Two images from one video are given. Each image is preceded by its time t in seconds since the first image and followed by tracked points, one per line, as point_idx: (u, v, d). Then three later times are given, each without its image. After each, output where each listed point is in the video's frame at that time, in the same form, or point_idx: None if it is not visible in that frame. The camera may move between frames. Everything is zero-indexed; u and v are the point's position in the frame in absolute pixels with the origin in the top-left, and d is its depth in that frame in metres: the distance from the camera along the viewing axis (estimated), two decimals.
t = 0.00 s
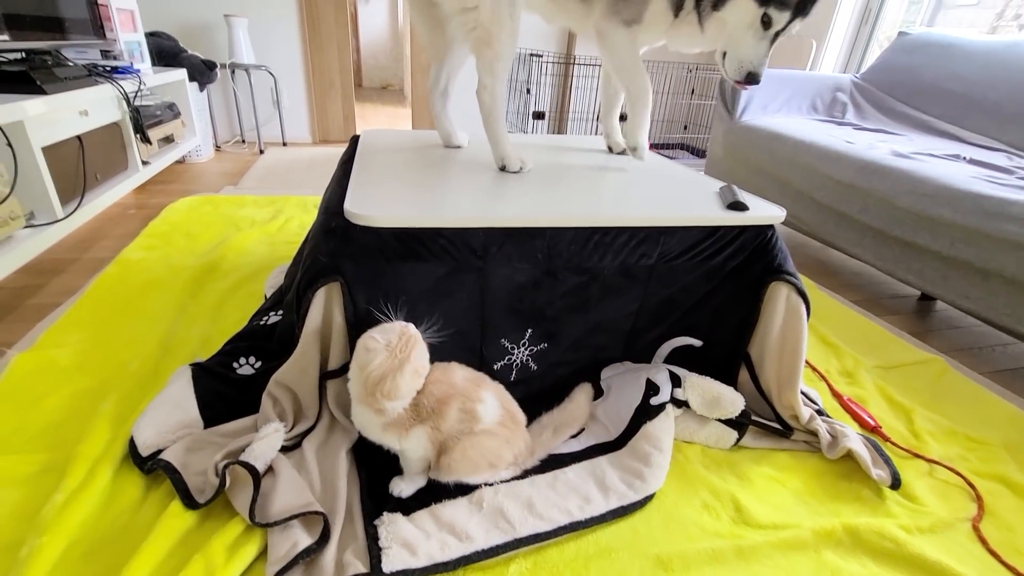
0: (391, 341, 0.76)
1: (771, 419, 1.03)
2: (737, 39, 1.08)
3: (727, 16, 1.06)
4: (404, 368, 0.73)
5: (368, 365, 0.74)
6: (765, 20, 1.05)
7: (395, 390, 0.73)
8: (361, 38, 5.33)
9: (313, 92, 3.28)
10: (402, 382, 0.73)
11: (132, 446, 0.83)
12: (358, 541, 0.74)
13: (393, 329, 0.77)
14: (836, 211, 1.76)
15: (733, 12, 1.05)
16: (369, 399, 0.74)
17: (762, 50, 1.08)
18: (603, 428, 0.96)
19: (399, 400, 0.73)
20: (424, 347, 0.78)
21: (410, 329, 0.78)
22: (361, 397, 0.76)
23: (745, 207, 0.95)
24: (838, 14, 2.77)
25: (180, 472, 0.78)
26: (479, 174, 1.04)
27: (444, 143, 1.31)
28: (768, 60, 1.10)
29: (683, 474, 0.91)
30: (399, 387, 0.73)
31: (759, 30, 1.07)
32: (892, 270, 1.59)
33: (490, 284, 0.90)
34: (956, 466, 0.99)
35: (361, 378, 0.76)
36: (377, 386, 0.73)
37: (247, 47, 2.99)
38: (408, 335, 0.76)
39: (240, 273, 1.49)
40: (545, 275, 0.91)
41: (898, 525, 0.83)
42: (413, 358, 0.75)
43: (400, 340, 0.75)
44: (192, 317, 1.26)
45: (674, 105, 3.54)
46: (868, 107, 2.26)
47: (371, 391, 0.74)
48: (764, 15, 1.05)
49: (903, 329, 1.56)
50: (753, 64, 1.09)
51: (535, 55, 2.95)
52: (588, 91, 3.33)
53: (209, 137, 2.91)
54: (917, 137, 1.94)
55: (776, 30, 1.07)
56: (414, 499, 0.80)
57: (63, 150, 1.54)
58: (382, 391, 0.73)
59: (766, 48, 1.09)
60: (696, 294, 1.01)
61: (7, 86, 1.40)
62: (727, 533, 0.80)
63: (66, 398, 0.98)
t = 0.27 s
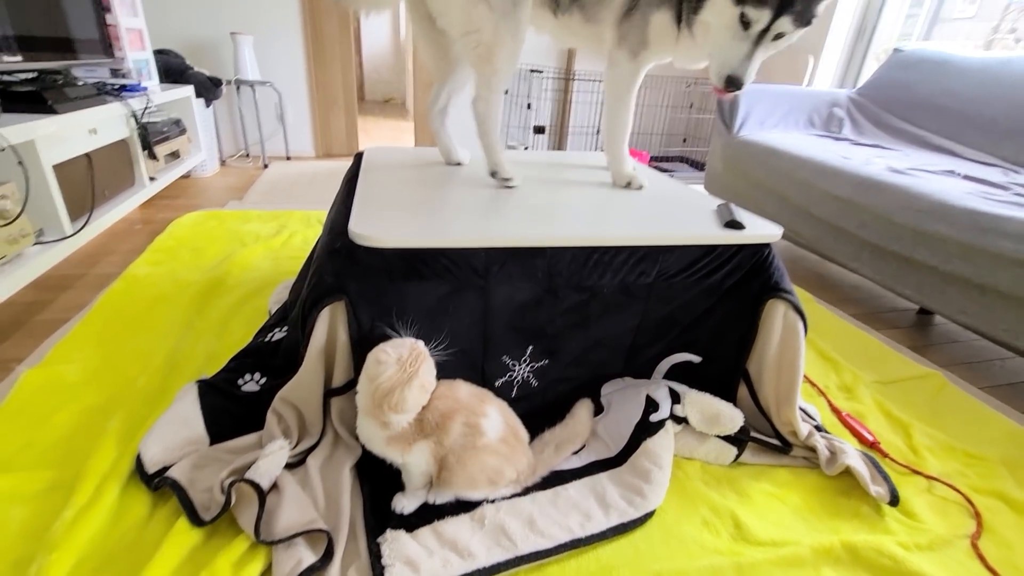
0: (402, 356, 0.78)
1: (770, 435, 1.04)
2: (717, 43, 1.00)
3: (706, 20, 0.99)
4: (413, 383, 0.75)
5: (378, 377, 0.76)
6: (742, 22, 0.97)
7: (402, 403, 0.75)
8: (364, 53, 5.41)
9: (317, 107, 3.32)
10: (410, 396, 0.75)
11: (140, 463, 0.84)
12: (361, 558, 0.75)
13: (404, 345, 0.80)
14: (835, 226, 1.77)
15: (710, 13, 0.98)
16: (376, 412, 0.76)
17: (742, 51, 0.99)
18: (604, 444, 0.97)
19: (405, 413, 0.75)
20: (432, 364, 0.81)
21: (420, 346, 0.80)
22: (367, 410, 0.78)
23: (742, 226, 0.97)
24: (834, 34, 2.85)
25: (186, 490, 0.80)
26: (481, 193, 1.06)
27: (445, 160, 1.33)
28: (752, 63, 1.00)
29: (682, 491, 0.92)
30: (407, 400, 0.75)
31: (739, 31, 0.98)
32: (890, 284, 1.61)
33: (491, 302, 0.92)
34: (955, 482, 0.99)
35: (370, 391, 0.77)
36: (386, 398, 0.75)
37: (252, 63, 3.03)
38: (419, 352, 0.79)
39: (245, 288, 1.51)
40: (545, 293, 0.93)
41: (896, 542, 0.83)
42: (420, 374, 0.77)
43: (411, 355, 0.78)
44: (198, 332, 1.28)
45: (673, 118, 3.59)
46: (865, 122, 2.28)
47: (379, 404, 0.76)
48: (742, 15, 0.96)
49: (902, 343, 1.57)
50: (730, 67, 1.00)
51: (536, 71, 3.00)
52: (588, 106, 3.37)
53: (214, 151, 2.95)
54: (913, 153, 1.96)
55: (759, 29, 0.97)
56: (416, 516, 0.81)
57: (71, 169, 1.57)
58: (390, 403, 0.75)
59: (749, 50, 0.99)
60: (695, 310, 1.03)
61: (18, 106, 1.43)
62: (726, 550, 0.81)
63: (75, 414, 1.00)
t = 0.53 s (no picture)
0: (419, 364, 0.82)
1: (772, 447, 1.05)
2: (700, 33, 0.97)
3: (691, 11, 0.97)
4: (430, 390, 0.79)
5: (396, 385, 0.79)
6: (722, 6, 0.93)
7: (417, 408, 0.78)
8: (367, 67, 5.48)
9: (321, 121, 3.37)
10: (426, 402, 0.78)
11: (154, 479, 0.86)
12: (371, 572, 0.76)
13: (420, 355, 0.83)
14: (834, 237, 1.79)
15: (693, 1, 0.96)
16: (394, 417, 0.80)
17: (722, 38, 0.94)
18: (609, 457, 0.99)
19: (421, 418, 0.79)
20: (446, 374, 0.84)
21: (434, 356, 0.84)
22: (384, 415, 0.81)
23: (741, 241, 0.99)
24: (831, 44, 2.87)
25: (200, 505, 0.82)
26: (486, 210, 1.09)
27: (447, 175, 1.36)
28: (734, 51, 0.94)
29: (686, 503, 0.93)
30: (424, 406, 0.78)
31: (720, 16, 0.94)
32: (889, 294, 1.62)
33: (497, 318, 0.94)
34: (956, 493, 1.01)
35: (387, 398, 0.80)
36: (402, 404, 0.78)
37: (257, 79, 3.08)
38: (434, 362, 0.82)
39: (253, 303, 1.53)
40: (549, 309, 0.95)
41: (898, 553, 0.84)
42: (436, 382, 0.80)
43: (426, 364, 0.82)
44: (208, 348, 1.30)
45: (672, 129, 3.64)
46: (862, 133, 2.31)
47: (395, 410, 0.79)
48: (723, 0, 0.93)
49: (903, 353, 1.58)
50: (709, 55, 0.95)
51: (536, 84, 3.04)
52: (588, 118, 3.42)
53: (220, 166, 2.99)
54: (911, 163, 1.99)
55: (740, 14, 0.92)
56: (426, 529, 0.83)
57: (82, 187, 1.60)
58: (408, 409, 0.78)
59: (731, 36, 0.94)
60: (696, 325, 1.05)
61: (32, 127, 1.47)
62: (730, 562, 0.82)
63: (89, 432, 1.02)
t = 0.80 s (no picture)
0: (421, 376, 0.83)
1: (773, 460, 1.06)
2: (691, 46, 0.99)
3: (682, 26, 0.99)
4: (429, 403, 0.80)
5: (395, 398, 0.80)
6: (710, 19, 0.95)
7: (414, 421, 0.79)
8: (369, 78, 5.54)
9: (324, 132, 3.40)
10: (425, 415, 0.79)
11: (161, 494, 0.86)
12: None
13: (421, 368, 0.84)
14: (834, 248, 1.80)
15: (683, 15, 0.98)
16: (392, 429, 0.81)
17: (711, 50, 0.95)
18: (611, 471, 0.99)
19: (418, 431, 0.80)
20: (445, 388, 0.85)
21: (435, 370, 0.85)
22: (383, 428, 0.83)
23: (741, 256, 1.00)
24: (829, 54, 2.91)
25: (206, 520, 0.82)
26: (488, 224, 1.10)
27: (450, 190, 1.37)
28: (723, 63, 0.95)
29: (689, 517, 0.94)
30: (422, 419, 0.79)
31: (708, 29, 0.96)
32: (890, 305, 1.63)
33: (500, 333, 0.95)
34: (958, 506, 1.01)
35: (386, 411, 0.82)
36: (400, 417, 0.79)
37: (261, 91, 3.11)
38: (434, 376, 0.83)
39: (257, 315, 1.54)
40: (552, 324, 0.96)
41: (900, 568, 0.85)
42: (435, 395, 0.81)
43: (426, 377, 0.83)
44: (213, 362, 1.31)
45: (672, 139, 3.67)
46: (861, 143, 2.33)
47: (394, 422, 0.80)
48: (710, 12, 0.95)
49: (904, 364, 1.58)
50: (698, 68, 0.97)
51: (537, 96, 3.07)
52: (589, 128, 3.45)
53: (224, 177, 3.01)
54: (909, 175, 2.00)
55: (727, 25, 0.94)
56: (429, 544, 0.83)
57: (89, 201, 1.62)
58: (407, 422, 0.79)
59: (719, 49, 0.95)
60: (697, 338, 1.06)
61: (40, 142, 1.49)
62: None
63: (96, 446, 1.02)
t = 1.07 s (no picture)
0: (428, 384, 0.83)
1: (779, 466, 1.06)
2: (684, 60, 1.00)
3: (676, 40, 1.01)
4: (437, 412, 0.81)
5: (403, 408, 0.80)
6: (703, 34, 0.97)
7: (422, 429, 0.80)
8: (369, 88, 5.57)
9: (325, 142, 3.43)
10: (433, 425, 0.80)
11: (168, 505, 0.87)
12: None
13: (428, 378, 0.84)
14: (834, 253, 1.81)
15: (676, 30, 1.00)
16: (400, 439, 0.81)
17: (704, 63, 0.97)
18: (616, 479, 1.00)
19: (426, 440, 0.80)
20: (452, 398, 0.86)
21: (442, 379, 0.85)
22: (390, 438, 0.82)
23: (743, 262, 1.01)
24: (825, 61, 2.94)
25: (214, 532, 0.83)
26: (491, 233, 1.11)
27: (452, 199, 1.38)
28: (715, 77, 0.97)
29: (695, 524, 0.94)
30: (431, 428, 0.80)
31: (700, 43, 0.98)
32: (891, 310, 1.63)
33: (504, 342, 0.95)
34: (964, 511, 1.01)
35: (393, 420, 0.82)
36: (407, 426, 0.80)
37: (263, 103, 3.13)
38: (440, 385, 0.83)
39: (261, 326, 1.55)
40: (556, 332, 0.97)
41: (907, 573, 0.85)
42: (442, 404, 0.82)
43: (433, 386, 0.83)
44: (217, 372, 1.31)
45: (671, 145, 3.69)
46: (858, 149, 2.34)
47: (401, 431, 0.81)
48: (702, 26, 0.96)
49: (906, 368, 1.59)
50: (692, 81, 0.98)
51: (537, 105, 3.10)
52: (588, 136, 3.47)
53: (226, 188, 3.03)
54: (907, 180, 2.02)
55: (717, 39, 0.96)
56: (437, 554, 0.83)
57: (94, 214, 1.63)
58: (415, 431, 0.80)
59: (712, 62, 0.97)
60: (700, 345, 1.06)
61: (46, 156, 1.50)
62: None
63: (101, 459, 1.03)
